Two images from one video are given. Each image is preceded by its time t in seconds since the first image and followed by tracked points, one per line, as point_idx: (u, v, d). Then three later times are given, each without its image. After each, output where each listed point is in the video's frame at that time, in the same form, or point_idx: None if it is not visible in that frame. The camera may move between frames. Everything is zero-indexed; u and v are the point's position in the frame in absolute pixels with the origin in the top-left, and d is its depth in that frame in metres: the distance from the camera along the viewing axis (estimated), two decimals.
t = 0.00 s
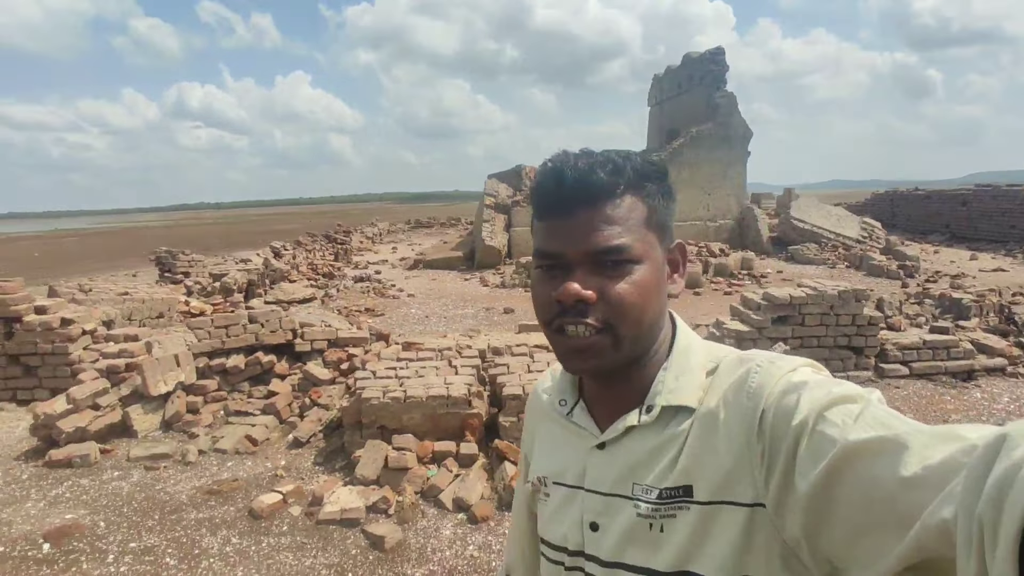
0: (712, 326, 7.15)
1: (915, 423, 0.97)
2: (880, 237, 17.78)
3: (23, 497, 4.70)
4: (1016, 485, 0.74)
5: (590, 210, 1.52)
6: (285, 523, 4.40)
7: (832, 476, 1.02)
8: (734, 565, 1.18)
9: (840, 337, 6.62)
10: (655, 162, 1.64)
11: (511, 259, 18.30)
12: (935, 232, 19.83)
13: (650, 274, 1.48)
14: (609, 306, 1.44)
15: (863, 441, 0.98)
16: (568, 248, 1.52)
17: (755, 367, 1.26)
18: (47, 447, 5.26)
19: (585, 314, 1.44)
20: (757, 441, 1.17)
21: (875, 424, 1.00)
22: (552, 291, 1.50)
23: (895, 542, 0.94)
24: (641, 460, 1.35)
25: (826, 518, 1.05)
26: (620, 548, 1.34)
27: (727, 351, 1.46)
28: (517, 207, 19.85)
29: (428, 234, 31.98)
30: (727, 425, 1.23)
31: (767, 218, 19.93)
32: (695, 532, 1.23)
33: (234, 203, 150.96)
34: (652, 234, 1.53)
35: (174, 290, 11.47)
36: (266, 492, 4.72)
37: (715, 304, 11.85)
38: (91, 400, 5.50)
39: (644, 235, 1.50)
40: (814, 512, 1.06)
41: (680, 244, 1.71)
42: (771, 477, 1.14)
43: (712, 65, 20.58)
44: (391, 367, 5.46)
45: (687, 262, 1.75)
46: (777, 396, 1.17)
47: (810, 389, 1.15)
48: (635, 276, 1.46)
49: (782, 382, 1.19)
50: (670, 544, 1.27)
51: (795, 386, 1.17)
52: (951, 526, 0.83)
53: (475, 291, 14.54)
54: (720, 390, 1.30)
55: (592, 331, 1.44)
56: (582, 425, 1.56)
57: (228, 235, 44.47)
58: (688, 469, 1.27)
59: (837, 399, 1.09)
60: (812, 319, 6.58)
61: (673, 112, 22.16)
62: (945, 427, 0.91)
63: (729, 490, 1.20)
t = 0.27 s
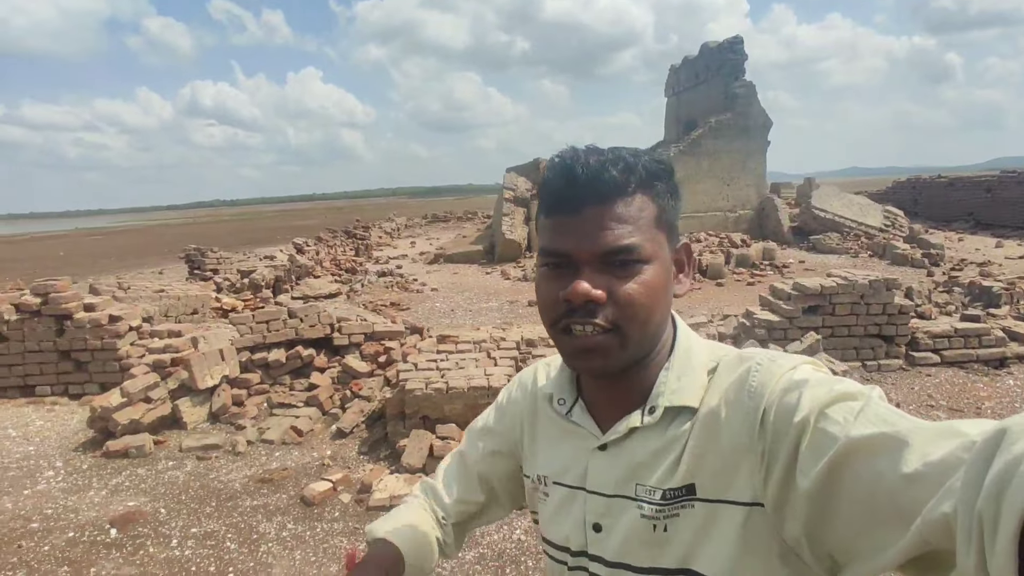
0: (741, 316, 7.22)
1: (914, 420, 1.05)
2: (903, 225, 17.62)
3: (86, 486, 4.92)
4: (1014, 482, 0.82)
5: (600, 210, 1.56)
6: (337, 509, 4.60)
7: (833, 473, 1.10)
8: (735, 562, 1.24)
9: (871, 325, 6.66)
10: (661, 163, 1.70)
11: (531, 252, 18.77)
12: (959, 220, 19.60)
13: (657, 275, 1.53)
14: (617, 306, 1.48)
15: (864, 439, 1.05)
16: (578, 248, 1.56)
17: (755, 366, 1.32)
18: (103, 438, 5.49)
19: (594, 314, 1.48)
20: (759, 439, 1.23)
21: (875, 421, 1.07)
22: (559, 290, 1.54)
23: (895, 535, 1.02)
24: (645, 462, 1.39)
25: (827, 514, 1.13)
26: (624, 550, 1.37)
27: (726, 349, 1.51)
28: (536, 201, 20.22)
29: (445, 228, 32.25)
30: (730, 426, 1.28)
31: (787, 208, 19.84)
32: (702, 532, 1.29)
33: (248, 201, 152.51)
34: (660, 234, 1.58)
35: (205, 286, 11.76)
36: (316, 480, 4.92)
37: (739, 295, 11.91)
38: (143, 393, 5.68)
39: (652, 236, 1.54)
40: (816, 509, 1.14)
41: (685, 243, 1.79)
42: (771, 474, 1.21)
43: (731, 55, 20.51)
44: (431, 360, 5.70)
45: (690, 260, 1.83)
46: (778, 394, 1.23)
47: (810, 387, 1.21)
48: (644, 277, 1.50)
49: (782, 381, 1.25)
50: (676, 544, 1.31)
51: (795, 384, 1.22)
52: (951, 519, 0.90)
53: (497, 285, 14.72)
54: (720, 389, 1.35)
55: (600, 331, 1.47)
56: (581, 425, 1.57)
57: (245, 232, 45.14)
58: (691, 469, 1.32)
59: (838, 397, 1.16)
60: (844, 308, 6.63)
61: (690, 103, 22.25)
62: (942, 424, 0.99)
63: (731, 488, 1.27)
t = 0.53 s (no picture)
0: (762, 305, 7.37)
1: (932, 428, 1.02)
2: (918, 215, 17.62)
3: (143, 470, 5.18)
4: None
5: (635, 207, 1.56)
6: (381, 490, 4.86)
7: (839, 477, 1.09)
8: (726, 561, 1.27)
9: (891, 311, 6.78)
10: (691, 156, 1.70)
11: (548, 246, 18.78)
12: (976, 209, 19.55)
13: (689, 274, 1.57)
14: (651, 306, 1.52)
15: (878, 443, 1.04)
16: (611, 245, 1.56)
17: (770, 368, 1.35)
18: (154, 426, 5.75)
19: (629, 313, 1.50)
20: (766, 439, 1.25)
21: (891, 425, 1.05)
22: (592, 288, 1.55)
23: (898, 543, 0.99)
24: (645, 455, 1.42)
25: (830, 517, 1.12)
26: (619, 540, 1.40)
27: (740, 353, 1.53)
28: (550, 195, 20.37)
29: (458, 225, 32.61)
30: (737, 424, 1.31)
31: (801, 199, 19.89)
32: (699, 527, 1.31)
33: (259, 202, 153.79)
34: (691, 232, 1.61)
35: (232, 283, 12.10)
36: (360, 463, 5.17)
37: (755, 286, 12.07)
38: (190, 382, 5.94)
39: (685, 235, 1.57)
40: (816, 511, 1.14)
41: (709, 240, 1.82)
42: (774, 474, 1.22)
43: (742, 48, 20.54)
44: (466, 348, 5.96)
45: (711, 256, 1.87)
46: (791, 396, 1.25)
47: (825, 392, 1.21)
48: (676, 277, 1.54)
49: (799, 383, 1.26)
50: (669, 538, 1.34)
51: (811, 387, 1.23)
52: (962, 530, 0.87)
53: (515, 279, 14.97)
54: (732, 389, 1.38)
55: (633, 330, 1.51)
56: (590, 414, 1.60)
57: (260, 232, 45.79)
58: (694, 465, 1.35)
59: (854, 402, 1.15)
60: (864, 295, 6.76)
61: (703, 96, 22.31)
62: (960, 433, 0.96)
63: (733, 487, 1.29)
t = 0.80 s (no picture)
0: (781, 303, 7.49)
1: (938, 437, 1.03)
2: (932, 213, 17.63)
3: (187, 462, 5.39)
4: None
5: (647, 214, 1.58)
6: (418, 482, 5.07)
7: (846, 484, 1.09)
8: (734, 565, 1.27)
9: (909, 310, 6.89)
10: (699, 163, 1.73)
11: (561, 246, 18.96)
12: (989, 206, 19.52)
13: (699, 279, 1.59)
14: (665, 313, 1.54)
15: (885, 451, 1.05)
16: (624, 252, 1.58)
17: (776, 372, 1.34)
18: (195, 421, 5.97)
19: (643, 319, 1.52)
20: (773, 445, 1.26)
21: (897, 433, 1.06)
22: (605, 295, 1.57)
23: (905, 550, 1.01)
24: (649, 459, 1.46)
25: (836, 523, 1.14)
26: (625, 541, 1.45)
27: (747, 357, 1.54)
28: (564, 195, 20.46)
29: (469, 224, 32.87)
30: (742, 429, 1.32)
31: (814, 197, 19.95)
32: (705, 530, 1.34)
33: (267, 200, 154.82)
34: (702, 237, 1.63)
35: (254, 282, 12.35)
36: (396, 457, 5.38)
37: (770, 285, 12.20)
38: (228, 378, 6.17)
39: (697, 240, 1.60)
40: (824, 517, 1.15)
41: (714, 245, 1.85)
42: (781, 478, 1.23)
43: (756, 46, 20.63)
44: (496, 345, 6.17)
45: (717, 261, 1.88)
46: (797, 402, 1.25)
47: (831, 399, 1.22)
48: (688, 282, 1.57)
49: (805, 389, 1.27)
50: (675, 540, 1.37)
51: (817, 394, 1.24)
52: (972, 538, 0.89)
53: (530, 278, 15.17)
54: (738, 393, 1.39)
55: (646, 336, 1.53)
56: (597, 416, 1.68)
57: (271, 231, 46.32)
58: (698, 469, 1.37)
59: (861, 409, 1.16)
60: (883, 294, 6.87)
61: (716, 94, 22.40)
62: (967, 442, 0.97)
63: (740, 491, 1.30)
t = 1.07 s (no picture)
0: (808, 297, 7.48)
1: (931, 416, 1.03)
2: (951, 209, 17.50)
3: (226, 451, 5.48)
4: None
5: (641, 211, 1.60)
6: (455, 471, 5.15)
7: (840, 467, 1.09)
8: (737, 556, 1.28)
9: (938, 304, 6.87)
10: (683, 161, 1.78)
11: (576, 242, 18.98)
12: (1009, 202, 19.35)
13: (691, 273, 1.63)
14: (663, 306, 1.56)
15: (878, 433, 1.05)
16: (619, 249, 1.60)
17: (768, 362, 1.36)
18: (231, 410, 6.06)
19: (643, 314, 1.54)
20: (768, 434, 1.27)
21: (888, 415, 1.06)
22: (605, 291, 1.58)
23: (903, 532, 1.01)
24: (645, 453, 1.48)
25: (835, 509, 1.13)
26: (626, 538, 1.46)
27: (740, 347, 1.56)
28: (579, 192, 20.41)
29: (482, 220, 32.97)
30: (737, 421, 1.34)
31: (830, 194, 19.87)
32: (699, 523, 1.33)
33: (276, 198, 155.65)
34: (692, 232, 1.67)
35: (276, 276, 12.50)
36: (432, 447, 5.47)
37: (790, 281, 12.19)
38: (263, 369, 6.28)
39: (688, 235, 1.63)
40: (823, 505, 1.14)
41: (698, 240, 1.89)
42: (779, 467, 1.23)
43: (772, 41, 20.52)
44: (528, 337, 6.27)
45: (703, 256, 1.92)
46: (789, 390, 1.27)
47: (823, 384, 1.23)
48: (682, 276, 1.60)
49: (796, 377, 1.28)
50: (671, 535, 1.37)
51: (808, 380, 1.25)
52: (967, 514, 0.89)
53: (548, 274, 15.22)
54: (730, 385, 1.40)
55: (647, 331, 1.55)
56: (593, 417, 1.73)
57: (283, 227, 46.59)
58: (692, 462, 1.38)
59: (852, 393, 1.16)
60: (911, 288, 6.86)
61: (731, 91, 22.32)
62: (958, 418, 0.96)
63: (734, 482, 1.30)
